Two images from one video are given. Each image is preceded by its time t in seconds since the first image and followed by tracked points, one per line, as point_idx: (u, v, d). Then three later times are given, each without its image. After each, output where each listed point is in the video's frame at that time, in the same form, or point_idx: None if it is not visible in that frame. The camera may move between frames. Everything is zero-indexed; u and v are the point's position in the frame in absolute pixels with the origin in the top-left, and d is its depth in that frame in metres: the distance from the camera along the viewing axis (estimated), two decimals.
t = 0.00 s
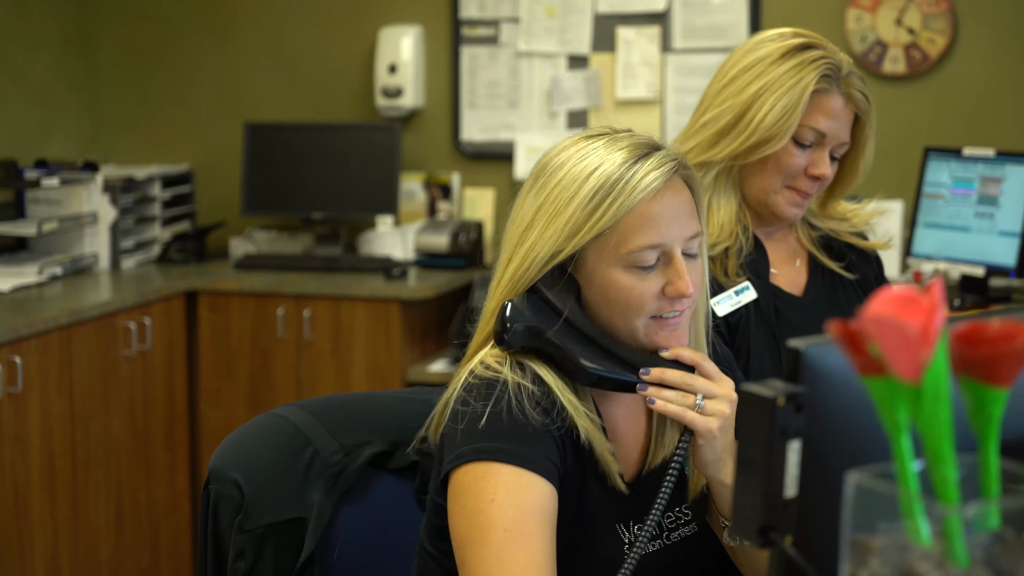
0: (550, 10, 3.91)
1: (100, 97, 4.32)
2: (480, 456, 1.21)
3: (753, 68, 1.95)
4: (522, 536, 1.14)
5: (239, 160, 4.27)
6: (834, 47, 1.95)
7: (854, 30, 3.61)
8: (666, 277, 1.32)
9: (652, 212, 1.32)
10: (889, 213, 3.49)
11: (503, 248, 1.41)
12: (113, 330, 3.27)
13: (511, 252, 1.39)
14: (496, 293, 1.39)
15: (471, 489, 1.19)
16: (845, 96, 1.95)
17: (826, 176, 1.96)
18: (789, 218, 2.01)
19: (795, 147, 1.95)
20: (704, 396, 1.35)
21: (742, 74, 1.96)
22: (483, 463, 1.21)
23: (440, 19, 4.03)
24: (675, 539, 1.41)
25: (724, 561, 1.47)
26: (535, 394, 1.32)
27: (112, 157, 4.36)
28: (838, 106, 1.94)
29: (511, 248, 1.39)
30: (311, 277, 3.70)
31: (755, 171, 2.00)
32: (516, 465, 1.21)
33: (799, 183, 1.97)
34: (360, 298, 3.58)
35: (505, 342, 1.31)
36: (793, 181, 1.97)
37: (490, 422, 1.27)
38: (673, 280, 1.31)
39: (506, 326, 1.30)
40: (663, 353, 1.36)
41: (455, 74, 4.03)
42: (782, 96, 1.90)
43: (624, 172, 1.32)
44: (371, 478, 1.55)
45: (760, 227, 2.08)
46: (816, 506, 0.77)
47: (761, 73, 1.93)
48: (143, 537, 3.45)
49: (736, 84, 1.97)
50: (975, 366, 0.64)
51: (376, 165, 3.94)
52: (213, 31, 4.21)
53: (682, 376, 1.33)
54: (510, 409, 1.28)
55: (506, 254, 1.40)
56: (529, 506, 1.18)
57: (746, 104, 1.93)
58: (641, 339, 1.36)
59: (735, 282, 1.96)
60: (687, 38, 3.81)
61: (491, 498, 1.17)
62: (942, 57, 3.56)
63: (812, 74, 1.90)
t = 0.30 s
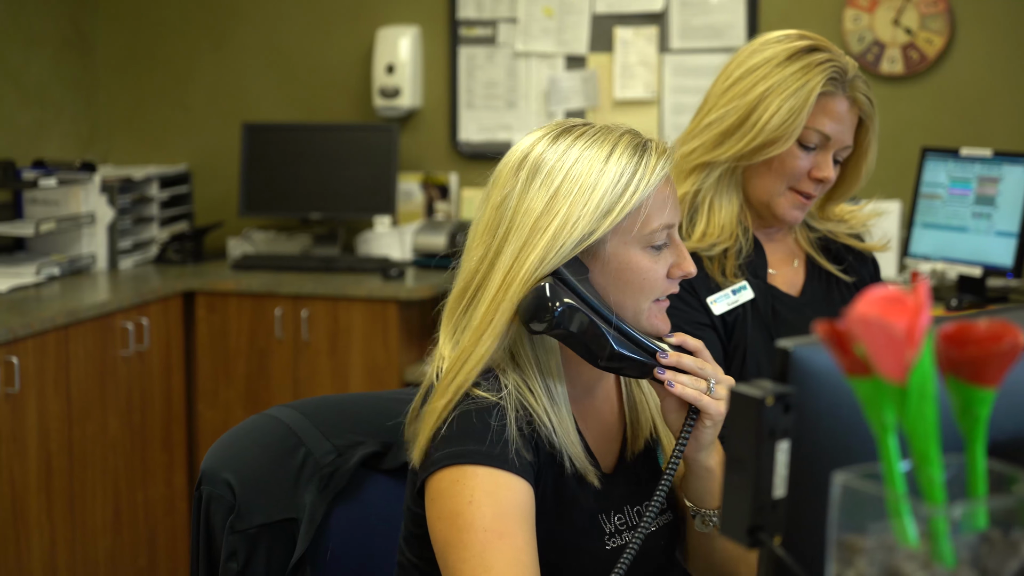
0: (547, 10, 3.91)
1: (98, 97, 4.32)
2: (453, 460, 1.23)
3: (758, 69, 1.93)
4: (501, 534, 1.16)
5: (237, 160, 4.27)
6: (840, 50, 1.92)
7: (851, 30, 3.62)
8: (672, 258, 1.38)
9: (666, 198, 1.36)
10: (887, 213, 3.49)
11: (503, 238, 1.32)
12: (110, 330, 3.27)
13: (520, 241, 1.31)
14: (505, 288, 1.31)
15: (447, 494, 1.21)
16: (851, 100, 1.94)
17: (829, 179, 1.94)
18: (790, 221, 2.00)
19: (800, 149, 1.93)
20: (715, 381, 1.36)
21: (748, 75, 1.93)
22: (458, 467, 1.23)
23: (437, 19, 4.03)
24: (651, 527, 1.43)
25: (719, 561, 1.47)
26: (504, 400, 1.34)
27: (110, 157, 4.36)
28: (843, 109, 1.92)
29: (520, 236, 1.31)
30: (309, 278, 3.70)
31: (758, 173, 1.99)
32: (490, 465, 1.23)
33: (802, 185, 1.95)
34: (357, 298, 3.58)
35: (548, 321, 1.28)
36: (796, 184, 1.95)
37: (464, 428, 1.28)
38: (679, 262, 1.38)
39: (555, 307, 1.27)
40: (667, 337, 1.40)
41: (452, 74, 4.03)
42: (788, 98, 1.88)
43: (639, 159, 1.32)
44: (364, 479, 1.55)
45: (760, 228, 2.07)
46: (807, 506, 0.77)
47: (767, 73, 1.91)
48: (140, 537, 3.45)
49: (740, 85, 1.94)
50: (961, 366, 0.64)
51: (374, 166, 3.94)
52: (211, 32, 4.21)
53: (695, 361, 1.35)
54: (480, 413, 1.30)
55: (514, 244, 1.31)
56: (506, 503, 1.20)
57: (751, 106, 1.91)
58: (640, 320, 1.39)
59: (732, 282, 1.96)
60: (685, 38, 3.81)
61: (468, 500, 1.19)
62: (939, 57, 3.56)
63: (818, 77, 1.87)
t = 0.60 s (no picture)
0: (545, 10, 3.91)
1: (96, 97, 4.32)
2: (434, 459, 1.24)
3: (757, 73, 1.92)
4: (487, 526, 1.17)
5: (235, 160, 4.28)
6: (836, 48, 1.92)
7: (849, 30, 3.61)
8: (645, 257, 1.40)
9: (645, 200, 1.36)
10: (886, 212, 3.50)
11: (493, 245, 1.31)
12: (108, 330, 3.27)
13: (513, 248, 1.29)
14: (499, 297, 1.29)
15: (429, 492, 1.22)
16: (850, 97, 1.93)
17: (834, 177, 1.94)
18: (794, 221, 1.98)
19: (803, 150, 1.92)
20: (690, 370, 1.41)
21: (746, 78, 1.92)
22: (438, 465, 1.23)
23: (435, 19, 4.02)
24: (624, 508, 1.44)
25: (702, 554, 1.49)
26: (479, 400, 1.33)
27: (108, 157, 4.36)
28: (843, 107, 1.91)
29: (513, 243, 1.29)
30: (306, 278, 3.71)
31: (764, 177, 1.96)
32: (471, 460, 1.24)
33: (808, 186, 1.94)
34: (355, 298, 3.58)
35: (557, 327, 1.30)
36: (802, 185, 1.94)
37: (442, 429, 1.27)
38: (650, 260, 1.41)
39: (564, 312, 1.29)
40: (643, 330, 1.44)
41: (450, 74, 4.03)
42: (790, 100, 1.87)
43: (626, 161, 1.33)
44: (358, 479, 1.54)
45: (759, 228, 2.05)
46: (797, 503, 0.77)
47: (765, 76, 1.90)
48: (139, 538, 3.45)
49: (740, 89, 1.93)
50: (948, 367, 0.64)
51: (371, 166, 3.94)
52: (209, 31, 4.21)
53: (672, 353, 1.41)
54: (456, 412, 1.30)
55: (506, 251, 1.29)
56: (489, 496, 1.21)
57: (753, 109, 1.90)
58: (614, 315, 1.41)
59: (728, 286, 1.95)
60: (682, 38, 3.81)
61: (451, 496, 1.20)
62: (937, 57, 3.56)
63: (818, 77, 1.86)
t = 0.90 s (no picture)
0: (543, 10, 3.91)
1: (94, 98, 4.31)
2: (423, 452, 1.23)
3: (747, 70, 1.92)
4: (480, 513, 1.17)
5: (233, 160, 4.27)
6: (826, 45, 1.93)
7: (847, 30, 3.62)
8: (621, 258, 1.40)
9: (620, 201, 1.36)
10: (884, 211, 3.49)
11: (471, 248, 1.31)
12: (105, 330, 3.27)
13: (490, 251, 1.29)
14: (479, 301, 1.30)
15: (418, 485, 1.21)
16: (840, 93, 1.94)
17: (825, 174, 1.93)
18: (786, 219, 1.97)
19: (793, 145, 1.92)
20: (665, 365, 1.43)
21: (736, 76, 1.92)
22: (427, 457, 1.22)
23: (433, 19, 4.02)
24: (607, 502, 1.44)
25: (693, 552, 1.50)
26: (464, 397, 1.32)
27: (106, 157, 4.36)
28: (833, 103, 1.91)
29: (491, 246, 1.29)
30: (304, 278, 3.71)
31: (757, 174, 1.95)
32: (458, 450, 1.23)
33: (801, 183, 1.93)
34: (353, 298, 3.59)
35: (533, 328, 1.30)
36: (796, 183, 1.92)
37: (426, 424, 1.26)
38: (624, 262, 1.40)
39: (541, 314, 1.29)
40: (618, 327, 1.44)
41: (448, 74, 4.03)
42: (779, 95, 1.87)
43: (602, 165, 1.32)
44: (353, 478, 1.55)
45: (753, 227, 2.05)
46: (783, 505, 0.77)
47: (754, 74, 1.90)
48: (136, 538, 3.45)
49: (730, 87, 1.93)
50: (936, 367, 0.64)
51: (369, 166, 3.94)
52: (206, 32, 4.21)
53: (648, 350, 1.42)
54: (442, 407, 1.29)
55: (483, 255, 1.30)
56: (478, 485, 1.20)
57: (744, 106, 1.90)
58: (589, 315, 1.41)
59: (722, 286, 1.93)
60: (680, 38, 3.81)
61: (440, 486, 1.19)
62: (935, 57, 3.56)
63: (808, 72, 1.87)
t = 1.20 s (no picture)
0: (540, 11, 3.91)
1: (92, 98, 4.32)
2: (415, 446, 1.23)
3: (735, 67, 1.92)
4: (472, 505, 1.16)
5: (230, 161, 4.28)
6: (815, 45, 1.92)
7: (844, 30, 3.62)
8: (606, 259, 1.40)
9: (601, 202, 1.35)
10: (881, 211, 3.50)
11: (454, 249, 1.31)
12: (102, 331, 3.27)
13: (472, 252, 1.30)
14: (461, 303, 1.30)
15: (412, 479, 1.21)
16: (827, 92, 1.93)
17: (809, 171, 1.92)
18: (769, 217, 1.96)
19: (776, 141, 1.92)
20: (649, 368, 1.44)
21: (724, 73, 1.92)
22: (419, 451, 1.22)
23: (431, 19, 4.02)
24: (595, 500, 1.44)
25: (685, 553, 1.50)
26: (455, 394, 1.32)
27: (104, 157, 4.36)
28: (820, 102, 1.91)
29: (473, 248, 1.29)
30: (302, 278, 3.71)
31: (737, 168, 1.96)
32: (451, 444, 1.23)
33: (782, 179, 1.92)
34: (351, 299, 3.59)
35: (511, 331, 1.29)
36: (775, 178, 1.92)
37: (416, 420, 1.26)
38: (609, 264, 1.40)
39: (519, 316, 1.28)
40: (603, 329, 1.45)
41: (446, 74, 4.03)
42: (760, 91, 1.87)
43: (585, 166, 1.32)
44: (344, 479, 1.55)
45: (742, 225, 2.04)
46: (772, 504, 0.77)
47: (741, 71, 1.90)
48: (133, 538, 3.45)
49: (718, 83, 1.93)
50: (922, 367, 0.64)
51: (366, 166, 3.94)
52: (205, 32, 4.21)
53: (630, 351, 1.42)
54: (434, 404, 1.29)
55: (465, 256, 1.30)
56: (472, 478, 1.20)
57: (727, 101, 1.90)
58: (572, 316, 1.41)
59: (715, 283, 1.92)
60: (678, 38, 3.81)
61: (434, 479, 1.19)
62: (932, 57, 3.56)
63: (791, 69, 1.86)
